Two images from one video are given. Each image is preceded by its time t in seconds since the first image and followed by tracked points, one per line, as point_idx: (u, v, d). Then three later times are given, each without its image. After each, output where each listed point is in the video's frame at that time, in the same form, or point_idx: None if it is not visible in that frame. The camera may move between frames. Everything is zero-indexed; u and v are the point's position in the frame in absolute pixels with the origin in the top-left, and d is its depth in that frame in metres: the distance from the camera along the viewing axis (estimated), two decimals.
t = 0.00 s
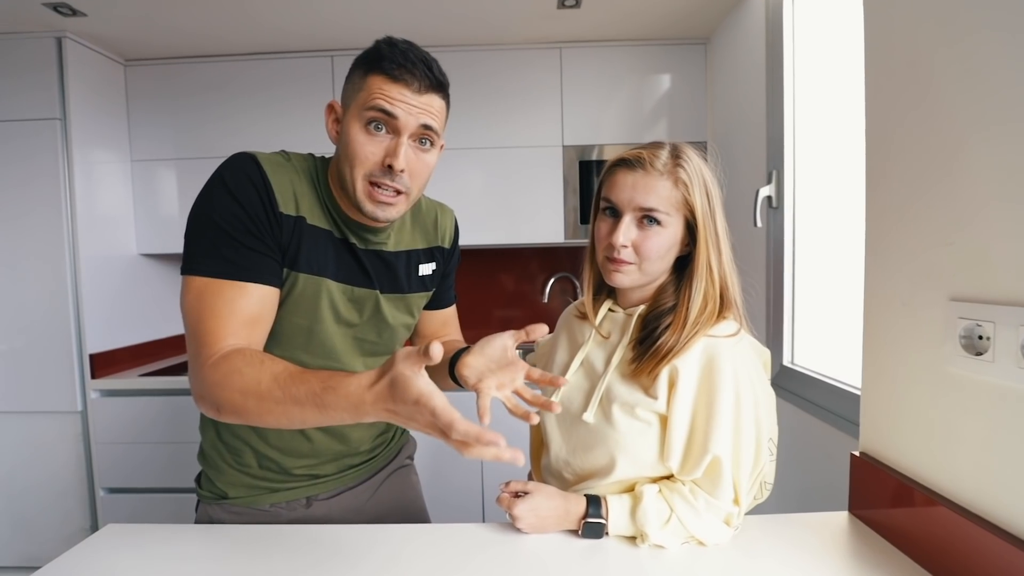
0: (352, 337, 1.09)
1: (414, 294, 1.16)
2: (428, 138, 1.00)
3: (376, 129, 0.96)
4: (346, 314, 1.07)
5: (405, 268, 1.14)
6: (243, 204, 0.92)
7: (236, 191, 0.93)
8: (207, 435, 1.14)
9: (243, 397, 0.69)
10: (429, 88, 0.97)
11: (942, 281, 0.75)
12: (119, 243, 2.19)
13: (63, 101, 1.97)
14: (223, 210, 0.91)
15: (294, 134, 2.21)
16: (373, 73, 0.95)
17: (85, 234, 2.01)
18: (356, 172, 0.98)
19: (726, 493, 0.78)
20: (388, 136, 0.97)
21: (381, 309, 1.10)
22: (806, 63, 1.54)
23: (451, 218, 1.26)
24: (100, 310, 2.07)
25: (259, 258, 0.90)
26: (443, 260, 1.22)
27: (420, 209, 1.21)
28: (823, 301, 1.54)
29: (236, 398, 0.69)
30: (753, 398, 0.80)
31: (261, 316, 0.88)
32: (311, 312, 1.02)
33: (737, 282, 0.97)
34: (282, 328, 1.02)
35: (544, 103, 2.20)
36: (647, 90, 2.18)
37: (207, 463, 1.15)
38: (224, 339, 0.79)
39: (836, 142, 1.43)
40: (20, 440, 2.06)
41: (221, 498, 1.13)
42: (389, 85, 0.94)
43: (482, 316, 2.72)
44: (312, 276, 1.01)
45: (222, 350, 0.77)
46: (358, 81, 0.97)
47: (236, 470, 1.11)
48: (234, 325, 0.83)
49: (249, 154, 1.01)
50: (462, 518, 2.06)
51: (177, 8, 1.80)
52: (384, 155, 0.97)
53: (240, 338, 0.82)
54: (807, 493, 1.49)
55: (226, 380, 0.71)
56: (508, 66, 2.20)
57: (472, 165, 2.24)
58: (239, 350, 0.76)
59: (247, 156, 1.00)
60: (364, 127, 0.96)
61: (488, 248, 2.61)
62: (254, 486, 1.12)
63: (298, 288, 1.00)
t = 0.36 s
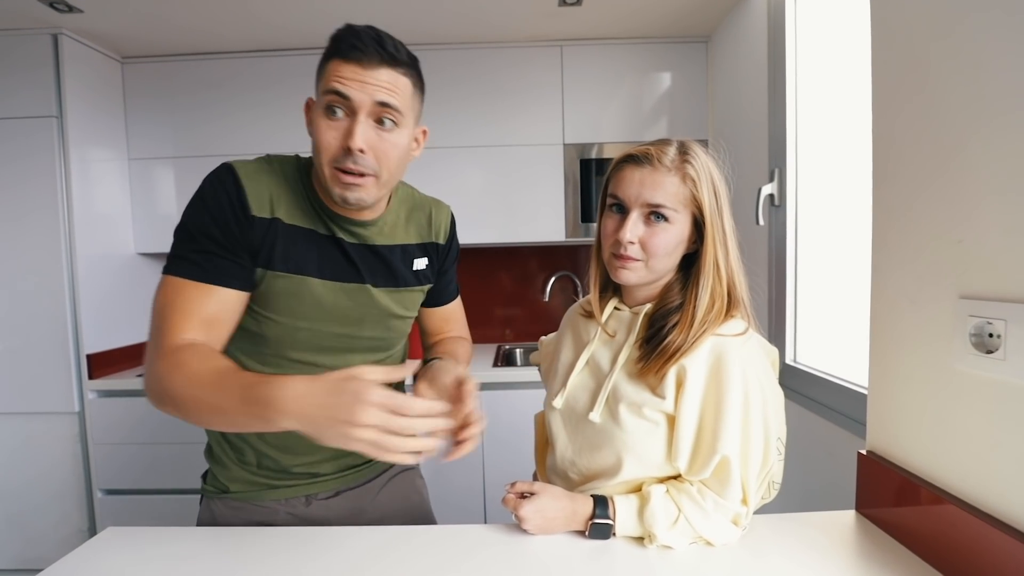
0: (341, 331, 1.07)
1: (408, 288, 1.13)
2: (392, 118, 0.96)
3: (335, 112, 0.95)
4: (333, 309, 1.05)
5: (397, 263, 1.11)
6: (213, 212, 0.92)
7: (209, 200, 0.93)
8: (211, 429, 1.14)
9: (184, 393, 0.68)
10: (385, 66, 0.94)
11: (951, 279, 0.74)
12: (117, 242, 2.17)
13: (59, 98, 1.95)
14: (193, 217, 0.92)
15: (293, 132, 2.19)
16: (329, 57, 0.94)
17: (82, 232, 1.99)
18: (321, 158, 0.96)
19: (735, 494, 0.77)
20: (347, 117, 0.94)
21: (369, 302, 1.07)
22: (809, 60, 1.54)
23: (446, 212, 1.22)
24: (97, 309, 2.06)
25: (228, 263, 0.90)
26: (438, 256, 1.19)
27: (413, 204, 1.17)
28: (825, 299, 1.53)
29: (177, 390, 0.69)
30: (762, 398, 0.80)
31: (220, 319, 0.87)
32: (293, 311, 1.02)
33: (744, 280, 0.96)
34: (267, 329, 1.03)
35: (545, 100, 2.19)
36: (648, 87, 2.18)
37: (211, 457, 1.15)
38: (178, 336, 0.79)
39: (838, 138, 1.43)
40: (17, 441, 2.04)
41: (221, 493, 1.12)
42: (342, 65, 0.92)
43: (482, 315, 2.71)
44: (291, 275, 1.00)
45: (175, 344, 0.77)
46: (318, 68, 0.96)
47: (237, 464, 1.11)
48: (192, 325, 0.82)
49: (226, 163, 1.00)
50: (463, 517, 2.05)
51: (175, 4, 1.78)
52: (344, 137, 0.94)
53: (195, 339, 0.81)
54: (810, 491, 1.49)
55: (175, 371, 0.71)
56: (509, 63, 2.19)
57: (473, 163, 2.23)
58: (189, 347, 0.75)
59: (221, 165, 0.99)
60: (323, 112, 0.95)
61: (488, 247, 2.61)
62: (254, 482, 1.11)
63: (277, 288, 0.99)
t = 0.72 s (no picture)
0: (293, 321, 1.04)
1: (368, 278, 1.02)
2: (372, 102, 0.98)
3: (317, 93, 0.96)
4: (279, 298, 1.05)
5: (358, 252, 1.03)
6: (191, 219, 1.10)
7: (192, 211, 1.10)
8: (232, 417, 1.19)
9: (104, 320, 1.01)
10: (364, 50, 0.96)
11: (961, 280, 0.74)
12: (117, 243, 2.16)
13: (60, 98, 1.94)
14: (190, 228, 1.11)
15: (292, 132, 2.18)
16: (310, 41, 0.96)
17: (83, 233, 1.98)
18: (302, 139, 0.96)
19: (746, 496, 0.77)
20: (330, 98, 0.96)
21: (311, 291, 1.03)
22: (812, 60, 1.54)
23: (439, 201, 1.06)
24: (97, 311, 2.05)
25: (193, 261, 1.10)
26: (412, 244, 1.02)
27: (398, 192, 1.07)
28: (829, 299, 1.53)
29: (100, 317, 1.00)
30: (773, 400, 0.79)
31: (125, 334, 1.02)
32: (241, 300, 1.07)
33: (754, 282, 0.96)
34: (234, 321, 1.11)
35: (547, 100, 2.19)
36: (649, 87, 2.18)
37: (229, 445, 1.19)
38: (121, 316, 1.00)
39: (843, 138, 1.43)
40: (16, 444, 2.02)
41: (226, 477, 1.14)
42: (323, 47, 0.94)
43: (483, 316, 2.70)
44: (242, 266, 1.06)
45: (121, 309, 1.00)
46: (299, 54, 0.98)
47: (240, 449, 1.13)
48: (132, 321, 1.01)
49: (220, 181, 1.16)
50: (465, 518, 2.04)
51: (176, 5, 1.77)
52: (327, 117, 0.95)
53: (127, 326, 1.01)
54: (814, 491, 1.49)
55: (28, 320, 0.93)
56: (510, 63, 2.18)
57: (474, 163, 2.23)
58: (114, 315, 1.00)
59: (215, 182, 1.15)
60: (306, 94, 0.96)
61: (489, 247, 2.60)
62: (250, 467, 1.11)
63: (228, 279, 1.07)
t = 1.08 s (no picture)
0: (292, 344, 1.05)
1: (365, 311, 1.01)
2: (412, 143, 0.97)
3: (358, 132, 0.93)
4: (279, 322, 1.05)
5: (357, 283, 1.02)
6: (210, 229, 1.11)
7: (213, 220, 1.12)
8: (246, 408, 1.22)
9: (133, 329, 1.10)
10: (411, 92, 0.93)
11: (964, 285, 0.75)
12: (118, 243, 2.16)
13: (62, 99, 1.94)
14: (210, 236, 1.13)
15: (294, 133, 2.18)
16: (355, 74, 0.91)
17: (85, 232, 1.98)
18: (337, 175, 0.94)
19: (752, 496, 0.78)
20: (372, 140, 0.94)
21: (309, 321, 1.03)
22: (813, 66, 1.55)
23: (452, 235, 1.02)
24: (98, 311, 2.04)
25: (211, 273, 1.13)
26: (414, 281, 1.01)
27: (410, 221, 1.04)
28: (829, 302, 1.55)
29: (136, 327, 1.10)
30: (778, 403, 0.80)
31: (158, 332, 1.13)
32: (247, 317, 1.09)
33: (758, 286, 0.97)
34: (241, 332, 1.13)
35: (548, 103, 2.20)
36: (650, 90, 2.19)
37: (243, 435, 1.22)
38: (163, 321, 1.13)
39: (844, 143, 1.44)
40: (15, 445, 2.02)
41: (238, 468, 1.17)
42: (372, 87, 0.90)
43: (484, 317, 2.71)
44: (246, 284, 1.07)
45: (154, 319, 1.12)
46: (338, 81, 0.92)
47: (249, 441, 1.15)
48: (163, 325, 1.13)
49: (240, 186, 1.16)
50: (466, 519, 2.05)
51: (180, 5, 1.77)
52: (368, 159, 0.94)
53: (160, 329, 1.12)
54: (814, 492, 1.50)
55: (68, 351, 1.00)
56: (512, 66, 2.19)
57: (476, 165, 2.23)
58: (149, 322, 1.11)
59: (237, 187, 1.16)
60: (346, 130, 0.93)
61: (490, 249, 2.61)
62: (258, 459, 1.13)
63: (236, 294, 1.09)
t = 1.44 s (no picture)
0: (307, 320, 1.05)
1: (378, 282, 1.02)
2: (433, 130, 1.01)
3: (385, 115, 0.97)
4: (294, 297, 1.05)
5: (372, 256, 1.03)
6: (224, 205, 1.12)
7: (226, 197, 1.13)
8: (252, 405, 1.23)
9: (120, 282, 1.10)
10: (435, 81, 0.98)
11: (953, 288, 0.78)
12: (112, 242, 2.14)
13: (57, 96, 1.93)
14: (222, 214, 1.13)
15: (291, 132, 2.19)
16: (384, 61, 0.96)
17: (79, 231, 1.97)
18: (362, 156, 0.97)
19: (748, 494, 0.80)
20: (398, 124, 0.97)
21: (325, 294, 1.04)
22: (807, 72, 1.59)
23: (462, 207, 1.06)
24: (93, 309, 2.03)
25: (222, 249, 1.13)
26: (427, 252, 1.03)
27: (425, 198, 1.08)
28: (821, 303, 1.58)
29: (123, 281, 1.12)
30: (774, 403, 0.83)
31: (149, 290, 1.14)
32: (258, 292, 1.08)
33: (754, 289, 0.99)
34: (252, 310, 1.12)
35: (545, 105, 2.22)
36: (645, 94, 2.22)
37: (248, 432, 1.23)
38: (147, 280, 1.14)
39: (836, 148, 1.48)
40: (6, 444, 2.00)
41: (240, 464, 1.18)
42: (401, 73, 0.95)
43: (479, 318, 2.72)
44: (264, 259, 1.07)
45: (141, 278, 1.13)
46: (367, 69, 0.97)
47: (254, 438, 1.16)
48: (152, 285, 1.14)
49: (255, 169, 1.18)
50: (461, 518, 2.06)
51: (178, 4, 1.77)
52: (393, 141, 0.97)
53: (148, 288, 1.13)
54: (805, 491, 1.53)
55: (38, 293, 1.00)
56: (510, 68, 2.21)
57: (473, 167, 2.25)
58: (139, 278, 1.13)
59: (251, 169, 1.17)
60: (373, 113, 0.97)
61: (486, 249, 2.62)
62: (260, 455, 1.14)
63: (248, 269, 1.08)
